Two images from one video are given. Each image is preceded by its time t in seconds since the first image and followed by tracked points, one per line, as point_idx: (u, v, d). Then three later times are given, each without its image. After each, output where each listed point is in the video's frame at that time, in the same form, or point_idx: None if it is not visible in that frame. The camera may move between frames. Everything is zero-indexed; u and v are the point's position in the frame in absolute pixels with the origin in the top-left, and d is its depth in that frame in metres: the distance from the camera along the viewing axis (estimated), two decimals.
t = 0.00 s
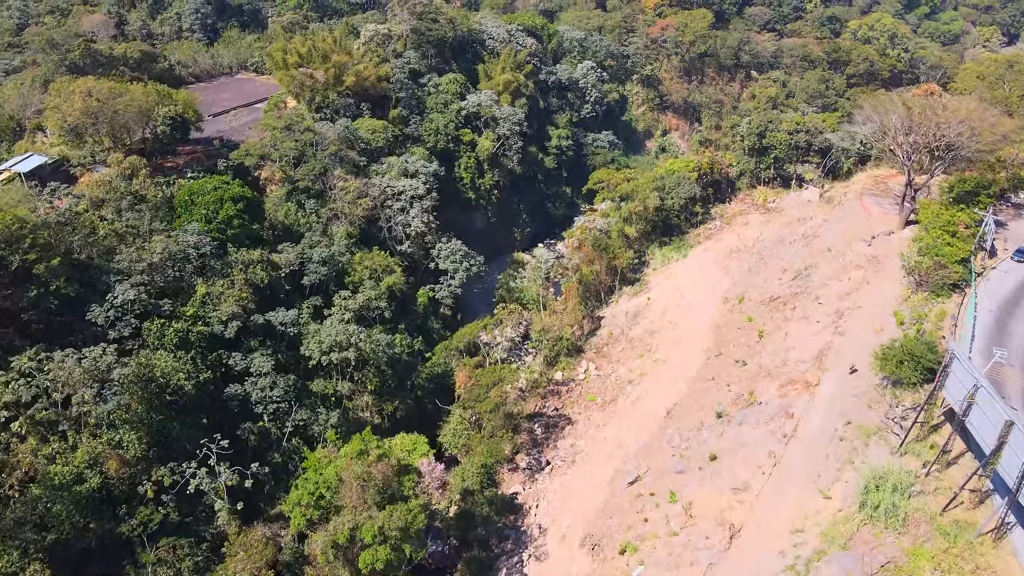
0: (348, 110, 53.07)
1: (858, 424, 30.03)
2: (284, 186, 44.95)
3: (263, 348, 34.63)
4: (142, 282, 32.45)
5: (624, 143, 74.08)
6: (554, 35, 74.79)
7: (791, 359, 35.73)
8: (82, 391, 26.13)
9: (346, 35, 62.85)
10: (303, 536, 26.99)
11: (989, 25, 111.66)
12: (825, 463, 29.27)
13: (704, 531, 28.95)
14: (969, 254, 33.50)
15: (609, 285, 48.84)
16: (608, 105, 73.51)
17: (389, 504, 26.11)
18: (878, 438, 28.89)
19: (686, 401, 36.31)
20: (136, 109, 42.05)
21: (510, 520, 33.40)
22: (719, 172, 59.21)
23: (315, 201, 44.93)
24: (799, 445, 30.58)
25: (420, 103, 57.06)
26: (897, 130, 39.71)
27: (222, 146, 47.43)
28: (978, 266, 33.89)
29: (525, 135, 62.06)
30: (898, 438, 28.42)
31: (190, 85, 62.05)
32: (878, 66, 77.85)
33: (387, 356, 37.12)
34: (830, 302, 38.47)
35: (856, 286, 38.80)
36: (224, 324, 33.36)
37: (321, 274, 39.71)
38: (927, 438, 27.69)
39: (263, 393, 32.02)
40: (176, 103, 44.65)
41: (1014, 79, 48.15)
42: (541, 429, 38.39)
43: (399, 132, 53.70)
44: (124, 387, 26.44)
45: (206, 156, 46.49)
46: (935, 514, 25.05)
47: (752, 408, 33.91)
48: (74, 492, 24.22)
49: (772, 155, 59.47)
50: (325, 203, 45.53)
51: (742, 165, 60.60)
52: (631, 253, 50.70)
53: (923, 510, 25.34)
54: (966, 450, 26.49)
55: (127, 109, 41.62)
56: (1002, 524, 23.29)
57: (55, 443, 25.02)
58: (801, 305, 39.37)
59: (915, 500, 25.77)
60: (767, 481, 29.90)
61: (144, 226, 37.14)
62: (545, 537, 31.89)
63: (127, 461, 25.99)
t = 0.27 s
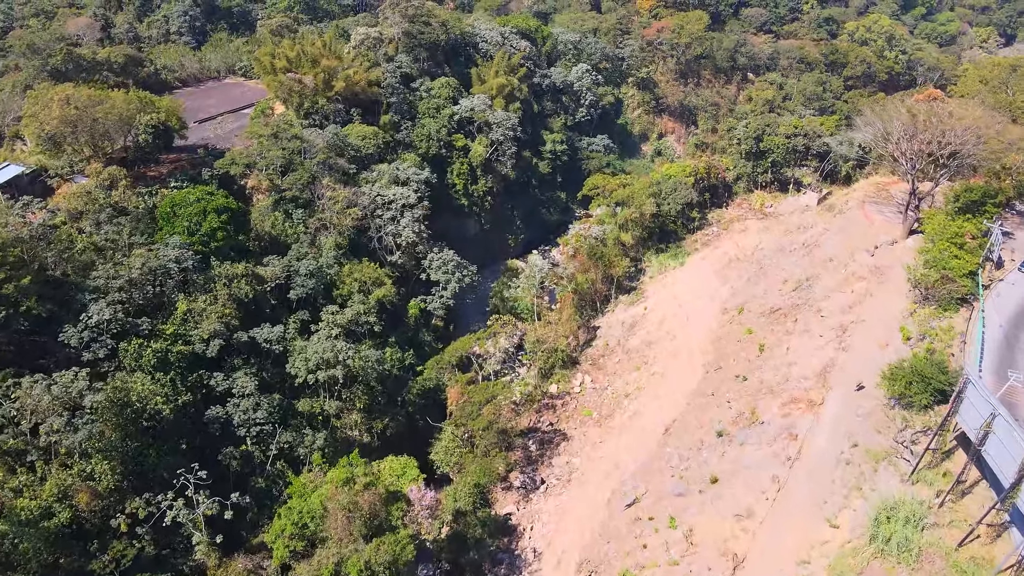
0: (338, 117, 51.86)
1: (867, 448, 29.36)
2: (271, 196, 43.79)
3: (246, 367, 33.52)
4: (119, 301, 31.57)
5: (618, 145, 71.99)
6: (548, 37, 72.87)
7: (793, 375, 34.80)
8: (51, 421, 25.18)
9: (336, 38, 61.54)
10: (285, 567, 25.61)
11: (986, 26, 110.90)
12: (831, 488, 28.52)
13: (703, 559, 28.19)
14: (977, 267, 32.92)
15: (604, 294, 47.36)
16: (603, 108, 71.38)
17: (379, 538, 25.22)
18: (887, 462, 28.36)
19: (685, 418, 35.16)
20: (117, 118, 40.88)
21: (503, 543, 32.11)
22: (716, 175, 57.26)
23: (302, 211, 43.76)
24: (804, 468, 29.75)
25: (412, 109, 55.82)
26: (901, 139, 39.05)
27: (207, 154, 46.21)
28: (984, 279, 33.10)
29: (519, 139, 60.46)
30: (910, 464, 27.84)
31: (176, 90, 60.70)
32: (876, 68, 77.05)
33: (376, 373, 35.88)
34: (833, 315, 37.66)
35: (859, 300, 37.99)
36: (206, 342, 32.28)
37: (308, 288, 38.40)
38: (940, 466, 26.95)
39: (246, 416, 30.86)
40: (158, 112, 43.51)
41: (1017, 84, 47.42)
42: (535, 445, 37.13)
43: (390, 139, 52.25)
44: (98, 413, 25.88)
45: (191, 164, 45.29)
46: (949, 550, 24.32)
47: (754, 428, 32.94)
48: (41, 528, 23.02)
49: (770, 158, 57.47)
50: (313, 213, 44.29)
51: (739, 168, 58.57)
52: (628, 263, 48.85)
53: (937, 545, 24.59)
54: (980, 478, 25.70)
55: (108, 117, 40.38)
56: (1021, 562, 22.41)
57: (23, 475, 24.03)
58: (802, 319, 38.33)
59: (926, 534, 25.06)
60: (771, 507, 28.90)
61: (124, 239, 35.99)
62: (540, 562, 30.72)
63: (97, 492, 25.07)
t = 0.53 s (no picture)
0: (316, 123, 50.41)
1: (865, 469, 28.62)
2: (247, 208, 42.29)
3: (221, 388, 32.02)
4: (85, 323, 29.96)
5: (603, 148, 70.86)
6: (532, 39, 71.78)
7: (787, 389, 34.08)
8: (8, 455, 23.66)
9: (314, 43, 60.01)
10: None
11: (967, 26, 111.42)
12: (829, 511, 27.85)
13: None
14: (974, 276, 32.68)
15: (591, 303, 46.31)
16: (588, 111, 70.56)
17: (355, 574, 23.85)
18: (887, 486, 27.65)
19: (676, 434, 34.38)
20: (85, 128, 39.20)
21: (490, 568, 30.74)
22: (702, 180, 55.95)
23: (279, 222, 42.25)
24: (800, 489, 29.03)
25: (393, 115, 54.54)
26: (891, 146, 38.74)
27: (179, 163, 44.63)
28: (981, 286, 33.42)
29: (503, 144, 59.32)
30: (910, 488, 27.14)
31: (149, 97, 58.88)
32: (860, 70, 76.72)
33: (356, 391, 34.36)
34: (825, 327, 37.02)
35: (851, 310, 37.50)
36: (177, 364, 30.77)
37: (285, 302, 36.87)
38: (942, 491, 26.15)
39: (220, 441, 29.45)
40: (129, 122, 41.97)
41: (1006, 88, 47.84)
42: (522, 461, 35.74)
43: (371, 145, 50.49)
44: (57, 446, 24.47)
45: (163, 174, 43.71)
46: None
47: (746, 445, 32.23)
48: None
49: (756, 162, 56.10)
50: (290, 224, 42.82)
51: (725, 172, 57.36)
52: (615, 270, 47.71)
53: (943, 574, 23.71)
54: (984, 503, 24.95)
55: (75, 127, 38.62)
56: None
57: None
58: (794, 329, 37.78)
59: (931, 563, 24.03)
60: (769, 531, 28.04)
61: (91, 255, 34.25)
62: None
63: (59, 530, 23.55)
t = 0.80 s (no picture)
0: (298, 130, 49.15)
1: (865, 490, 28.58)
2: (226, 218, 40.92)
3: (197, 410, 30.59)
4: (52, 345, 28.38)
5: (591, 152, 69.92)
6: (518, 42, 70.76)
7: (783, 404, 33.88)
8: None
9: (296, 47, 58.69)
10: None
11: (953, 26, 111.74)
12: (828, 534, 27.55)
13: None
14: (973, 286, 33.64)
15: (580, 311, 44.81)
16: (575, 114, 69.74)
17: None
18: (890, 510, 27.62)
19: (669, 450, 33.54)
20: (56, 139, 37.86)
21: None
22: (691, 184, 54.75)
23: (260, 233, 41.03)
24: (798, 511, 28.63)
25: (377, 120, 53.33)
26: (886, 152, 39.84)
27: (155, 173, 43.21)
28: (979, 297, 35.04)
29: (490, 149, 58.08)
30: (910, 510, 27.27)
31: (127, 102, 57.27)
32: (848, 71, 76.44)
33: (339, 410, 33.04)
34: (821, 339, 37.05)
35: (846, 319, 37.83)
36: (149, 386, 29.41)
37: (265, 317, 35.48)
38: (946, 517, 26.17)
39: (194, 467, 28.14)
40: (102, 131, 40.62)
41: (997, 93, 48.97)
42: (512, 477, 34.29)
43: (354, 152, 49.41)
44: (20, 480, 23.22)
45: (139, 185, 42.32)
46: None
47: (740, 463, 31.62)
48: None
49: (745, 164, 55.01)
50: (270, 235, 41.54)
51: (714, 175, 56.14)
52: (604, 278, 46.62)
53: None
54: (991, 530, 25.10)
55: (45, 138, 37.26)
56: None
57: None
58: (788, 342, 37.74)
59: None
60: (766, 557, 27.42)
61: (61, 271, 32.80)
62: None
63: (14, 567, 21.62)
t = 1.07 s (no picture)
0: (276, 136, 47.93)
1: (860, 509, 28.15)
2: (201, 229, 39.68)
3: (169, 432, 29.28)
4: (15, 368, 26.72)
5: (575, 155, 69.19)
6: (501, 44, 69.76)
7: (773, 417, 33.50)
8: None
9: (273, 51, 57.32)
10: None
11: (934, 26, 112.38)
12: (822, 555, 27.03)
13: None
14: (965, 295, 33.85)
15: (566, 318, 43.98)
16: (559, 117, 68.98)
17: None
18: (886, 530, 27.13)
19: (657, 464, 32.93)
20: (20, 149, 36.52)
21: None
22: (678, 187, 53.80)
23: (236, 245, 39.87)
24: (792, 532, 28.03)
25: (357, 125, 52.21)
26: (874, 157, 40.77)
27: (127, 183, 41.78)
28: (970, 305, 35.09)
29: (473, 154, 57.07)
30: (907, 530, 26.86)
31: (99, 109, 55.69)
32: (831, 72, 76.30)
33: (319, 427, 31.88)
34: (810, 348, 36.99)
35: (836, 328, 37.90)
36: (118, 409, 27.93)
37: (242, 332, 34.34)
38: (946, 539, 25.62)
39: (167, 494, 26.95)
40: (70, 140, 39.18)
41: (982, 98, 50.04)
42: (498, 492, 33.11)
43: (334, 159, 48.04)
44: None
45: (110, 195, 40.83)
46: None
47: (731, 480, 31.04)
48: None
49: (729, 167, 54.65)
50: (247, 246, 40.49)
51: (699, 177, 55.60)
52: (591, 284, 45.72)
53: None
54: (991, 552, 24.48)
55: (8, 149, 35.92)
56: None
57: None
58: (776, 352, 37.50)
59: None
60: None
61: (25, 288, 31.29)
62: None
63: None
